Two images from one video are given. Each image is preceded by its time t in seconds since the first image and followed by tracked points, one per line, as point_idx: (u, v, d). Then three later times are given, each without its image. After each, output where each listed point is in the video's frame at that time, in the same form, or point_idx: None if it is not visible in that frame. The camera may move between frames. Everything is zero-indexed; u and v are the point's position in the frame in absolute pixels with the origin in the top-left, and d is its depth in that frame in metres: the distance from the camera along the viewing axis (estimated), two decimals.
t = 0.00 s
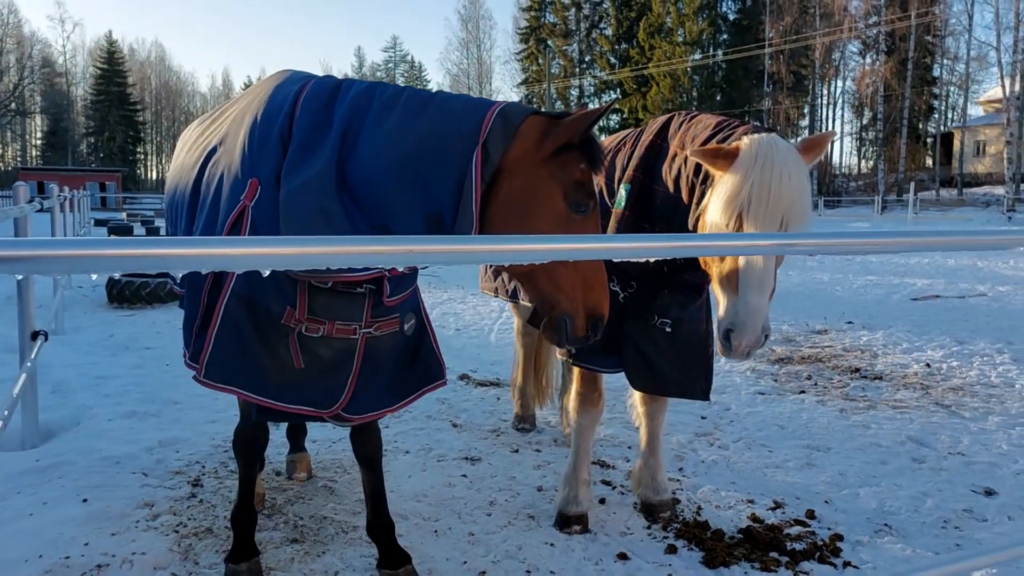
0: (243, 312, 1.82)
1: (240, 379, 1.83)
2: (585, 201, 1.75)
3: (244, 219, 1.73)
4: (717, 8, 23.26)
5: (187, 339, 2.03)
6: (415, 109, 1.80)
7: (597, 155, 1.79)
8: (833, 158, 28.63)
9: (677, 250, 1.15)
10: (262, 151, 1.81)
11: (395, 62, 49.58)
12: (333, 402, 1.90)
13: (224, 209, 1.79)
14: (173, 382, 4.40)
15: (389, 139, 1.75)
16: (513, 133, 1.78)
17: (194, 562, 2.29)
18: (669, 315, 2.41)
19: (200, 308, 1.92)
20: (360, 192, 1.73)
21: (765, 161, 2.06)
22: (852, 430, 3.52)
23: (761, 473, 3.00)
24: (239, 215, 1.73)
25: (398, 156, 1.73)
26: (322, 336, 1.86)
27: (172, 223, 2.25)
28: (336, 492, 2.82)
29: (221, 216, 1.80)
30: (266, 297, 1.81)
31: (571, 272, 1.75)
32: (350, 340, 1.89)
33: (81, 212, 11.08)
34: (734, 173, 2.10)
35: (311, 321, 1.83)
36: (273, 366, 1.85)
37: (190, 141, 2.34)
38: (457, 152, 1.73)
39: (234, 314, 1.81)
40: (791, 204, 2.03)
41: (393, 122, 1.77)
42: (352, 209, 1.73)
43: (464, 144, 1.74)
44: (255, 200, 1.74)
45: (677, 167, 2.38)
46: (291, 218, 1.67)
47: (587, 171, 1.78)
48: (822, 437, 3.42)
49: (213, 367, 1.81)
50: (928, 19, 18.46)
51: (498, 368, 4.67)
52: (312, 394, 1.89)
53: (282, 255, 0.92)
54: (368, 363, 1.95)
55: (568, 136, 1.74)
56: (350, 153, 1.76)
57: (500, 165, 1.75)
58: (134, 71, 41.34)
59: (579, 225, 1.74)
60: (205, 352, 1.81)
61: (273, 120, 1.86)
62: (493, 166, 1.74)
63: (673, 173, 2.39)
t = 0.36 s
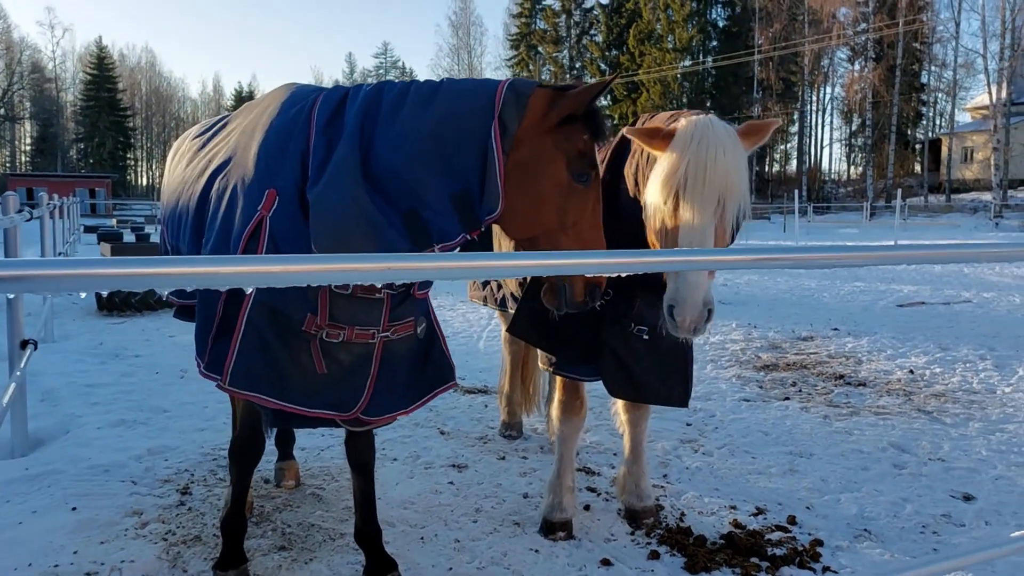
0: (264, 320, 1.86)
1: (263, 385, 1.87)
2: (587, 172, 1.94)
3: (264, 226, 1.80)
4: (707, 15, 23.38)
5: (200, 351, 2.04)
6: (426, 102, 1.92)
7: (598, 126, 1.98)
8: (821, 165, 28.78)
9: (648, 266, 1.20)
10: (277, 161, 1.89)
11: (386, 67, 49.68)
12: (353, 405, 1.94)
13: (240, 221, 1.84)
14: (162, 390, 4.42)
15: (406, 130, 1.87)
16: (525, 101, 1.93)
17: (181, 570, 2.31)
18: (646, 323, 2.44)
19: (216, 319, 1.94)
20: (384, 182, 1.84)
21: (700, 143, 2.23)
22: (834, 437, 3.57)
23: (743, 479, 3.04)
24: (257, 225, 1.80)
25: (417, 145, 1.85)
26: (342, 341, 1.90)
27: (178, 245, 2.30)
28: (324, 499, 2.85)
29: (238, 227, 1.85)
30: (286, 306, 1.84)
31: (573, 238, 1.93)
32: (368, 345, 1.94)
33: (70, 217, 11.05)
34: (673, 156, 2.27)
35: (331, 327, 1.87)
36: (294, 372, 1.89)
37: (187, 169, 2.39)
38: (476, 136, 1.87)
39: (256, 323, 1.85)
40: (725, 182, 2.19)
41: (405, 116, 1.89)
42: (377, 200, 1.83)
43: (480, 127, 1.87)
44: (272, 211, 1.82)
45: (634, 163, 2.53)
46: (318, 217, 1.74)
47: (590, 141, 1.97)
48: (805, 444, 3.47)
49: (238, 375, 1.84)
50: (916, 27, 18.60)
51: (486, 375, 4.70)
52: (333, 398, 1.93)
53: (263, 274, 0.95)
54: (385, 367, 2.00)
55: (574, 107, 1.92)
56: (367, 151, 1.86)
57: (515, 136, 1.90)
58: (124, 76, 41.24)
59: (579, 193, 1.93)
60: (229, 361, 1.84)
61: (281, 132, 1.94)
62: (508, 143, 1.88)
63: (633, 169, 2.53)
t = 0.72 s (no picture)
0: (284, 325, 1.87)
1: (284, 390, 1.87)
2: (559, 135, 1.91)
3: (281, 234, 1.84)
4: (700, 23, 23.49)
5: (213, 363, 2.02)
6: (416, 84, 1.93)
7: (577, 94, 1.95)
8: (814, 172, 28.89)
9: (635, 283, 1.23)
10: (290, 175, 1.94)
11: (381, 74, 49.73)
12: (372, 409, 1.97)
13: (255, 233, 1.88)
14: (156, 399, 4.42)
15: (398, 112, 1.88)
16: (506, 66, 1.92)
17: None
18: (635, 328, 2.48)
19: (234, 329, 1.91)
20: (380, 163, 1.84)
21: (648, 106, 2.46)
22: (825, 446, 3.60)
23: (735, 488, 3.07)
24: (273, 235, 1.84)
25: (411, 125, 1.85)
26: (360, 346, 1.94)
27: (184, 266, 2.30)
28: (317, 509, 2.86)
29: (253, 236, 1.88)
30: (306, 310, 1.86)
31: (542, 206, 1.90)
32: (386, 349, 1.98)
33: (65, 224, 11.06)
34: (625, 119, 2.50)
35: (351, 332, 1.91)
36: (316, 377, 1.90)
37: (186, 190, 2.41)
38: (463, 104, 1.85)
39: (277, 328, 1.87)
40: (672, 140, 2.39)
41: (397, 100, 1.91)
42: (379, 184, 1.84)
43: (469, 97, 1.86)
44: (288, 219, 1.86)
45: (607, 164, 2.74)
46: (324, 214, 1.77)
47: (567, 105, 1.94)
48: (796, 453, 3.50)
49: (261, 380, 1.84)
50: (908, 36, 18.70)
51: (479, 384, 4.72)
52: (352, 402, 1.95)
53: (258, 294, 0.97)
54: (401, 370, 2.05)
55: (548, 69, 1.90)
56: (363, 139, 1.87)
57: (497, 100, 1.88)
58: (118, 83, 41.20)
59: (551, 158, 1.90)
60: (252, 366, 1.84)
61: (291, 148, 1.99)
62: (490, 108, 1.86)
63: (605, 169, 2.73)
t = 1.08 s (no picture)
0: (294, 332, 1.89)
1: (296, 397, 1.88)
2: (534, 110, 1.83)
3: (290, 244, 1.85)
4: (700, 29, 23.54)
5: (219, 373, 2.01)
6: (408, 89, 1.94)
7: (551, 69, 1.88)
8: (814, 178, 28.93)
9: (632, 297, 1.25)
10: (299, 184, 1.96)
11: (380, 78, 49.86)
12: (382, 415, 1.99)
13: (261, 243, 1.89)
14: (156, 405, 4.43)
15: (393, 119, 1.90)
16: (486, 63, 1.91)
17: None
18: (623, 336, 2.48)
19: (245, 336, 1.89)
20: (381, 169, 1.85)
21: (646, 115, 2.50)
22: (824, 452, 3.61)
23: (734, 495, 3.08)
24: (284, 243, 1.85)
25: (403, 129, 1.86)
26: (369, 352, 1.96)
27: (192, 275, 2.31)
28: (318, 515, 2.87)
29: (263, 244, 1.89)
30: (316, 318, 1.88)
31: (527, 185, 1.81)
32: (394, 355, 2.01)
33: (64, 228, 11.05)
34: (620, 126, 2.52)
35: (360, 339, 1.92)
36: (325, 384, 1.91)
37: (192, 200, 2.42)
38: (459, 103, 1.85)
39: (288, 336, 1.88)
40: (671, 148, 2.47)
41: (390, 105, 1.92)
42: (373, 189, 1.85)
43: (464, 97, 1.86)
44: (297, 228, 1.87)
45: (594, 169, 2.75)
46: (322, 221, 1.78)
47: (541, 81, 1.86)
48: (795, 459, 3.51)
49: (273, 388, 1.84)
50: (907, 42, 18.74)
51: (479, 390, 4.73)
52: (362, 409, 1.97)
53: (262, 308, 0.99)
54: (409, 376, 2.06)
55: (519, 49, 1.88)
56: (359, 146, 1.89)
57: (477, 99, 1.88)
58: (117, 87, 41.23)
59: (527, 136, 1.82)
60: (264, 374, 1.83)
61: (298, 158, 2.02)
62: (473, 107, 1.86)
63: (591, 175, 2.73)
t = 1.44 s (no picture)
0: (283, 334, 1.90)
1: (284, 398, 1.90)
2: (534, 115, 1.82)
3: (280, 245, 1.86)
4: (700, 28, 23.54)
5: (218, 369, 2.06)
6: (398, 91, 1.93)
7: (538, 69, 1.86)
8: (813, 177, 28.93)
9: (633, 300, 1.26)
10: (290, 186, 1.96)
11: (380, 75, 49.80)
12: (371, 418, 1.99)
13: (254, 246, 1.91)
14: (157, 403, 4.43)
15: (382, 121, 1.89)
16: (473, 69, 1.89)
17: None
18: (614, 338, 2.49)
19: (236, 336, 1.94)
20: (370, 173, 1.85)
21: (647, 117, 2.49)
22: (824, 453, 3.62)
23: (734, 496, 3.09)
24: (274, 244, 1.86)
25: (392, 133, 1.86)
26: (359, 354, 1.95)
27: (190, 275, 2.32)
28: (319, 514, 2.88)
29: (255, 247, 1.91)
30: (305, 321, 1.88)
31: (545, 190, 1.81)
32: (385, 358, 1.99)
33: (64, 226, 11.05)
34: (620, 128, 2.52)
35: (349, 341, 1.92)
36: (314, 385, 1.92)
37: (191, 200, 2.43)
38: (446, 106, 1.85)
39: (276, 337, 1.90)
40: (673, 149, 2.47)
41: (380, 108, 1.92)
42: (362, 194, 1.85)
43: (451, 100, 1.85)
44: (289, 229, 1.88)
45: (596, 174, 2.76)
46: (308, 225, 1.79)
47: (533, 83, 1.84)
48: (795, 460, 3.52)
49: (259, 388, 1.87)
50: (906, 42, 18.74)
51: (479, 389, 4.74)
52: (351, 411, 1.97)
53: (263, 310, 0.99)
54: (400, 378, 2.05)
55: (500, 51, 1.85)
56: (348, 148, 1.88)
57: (466, 105, 1.87)
58: (117, 84, 41.20)
59: (534, 141, 1.81)
60: (251, 374, 1.86)
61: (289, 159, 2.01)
62: (460, 114, 1.85)
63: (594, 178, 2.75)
